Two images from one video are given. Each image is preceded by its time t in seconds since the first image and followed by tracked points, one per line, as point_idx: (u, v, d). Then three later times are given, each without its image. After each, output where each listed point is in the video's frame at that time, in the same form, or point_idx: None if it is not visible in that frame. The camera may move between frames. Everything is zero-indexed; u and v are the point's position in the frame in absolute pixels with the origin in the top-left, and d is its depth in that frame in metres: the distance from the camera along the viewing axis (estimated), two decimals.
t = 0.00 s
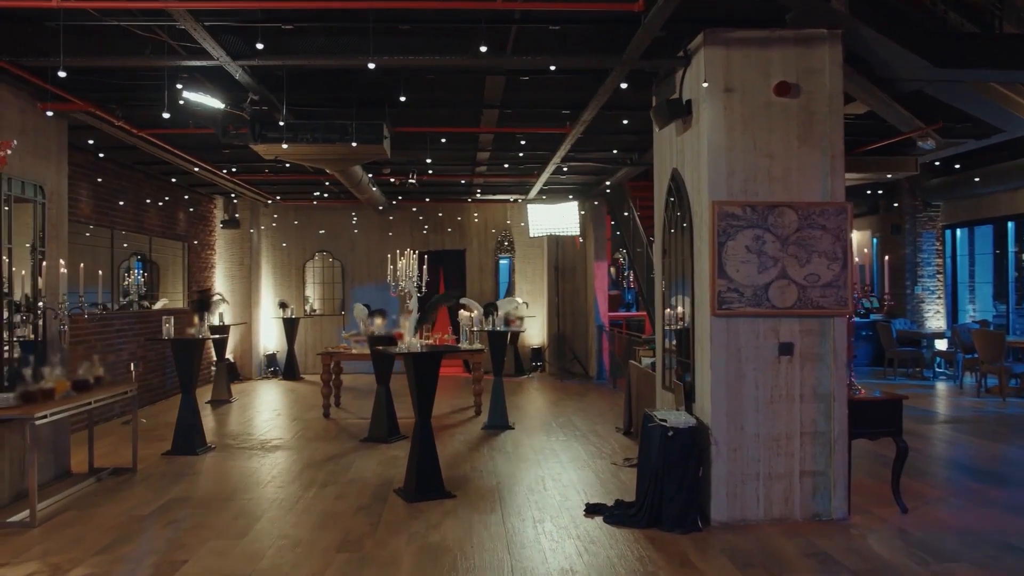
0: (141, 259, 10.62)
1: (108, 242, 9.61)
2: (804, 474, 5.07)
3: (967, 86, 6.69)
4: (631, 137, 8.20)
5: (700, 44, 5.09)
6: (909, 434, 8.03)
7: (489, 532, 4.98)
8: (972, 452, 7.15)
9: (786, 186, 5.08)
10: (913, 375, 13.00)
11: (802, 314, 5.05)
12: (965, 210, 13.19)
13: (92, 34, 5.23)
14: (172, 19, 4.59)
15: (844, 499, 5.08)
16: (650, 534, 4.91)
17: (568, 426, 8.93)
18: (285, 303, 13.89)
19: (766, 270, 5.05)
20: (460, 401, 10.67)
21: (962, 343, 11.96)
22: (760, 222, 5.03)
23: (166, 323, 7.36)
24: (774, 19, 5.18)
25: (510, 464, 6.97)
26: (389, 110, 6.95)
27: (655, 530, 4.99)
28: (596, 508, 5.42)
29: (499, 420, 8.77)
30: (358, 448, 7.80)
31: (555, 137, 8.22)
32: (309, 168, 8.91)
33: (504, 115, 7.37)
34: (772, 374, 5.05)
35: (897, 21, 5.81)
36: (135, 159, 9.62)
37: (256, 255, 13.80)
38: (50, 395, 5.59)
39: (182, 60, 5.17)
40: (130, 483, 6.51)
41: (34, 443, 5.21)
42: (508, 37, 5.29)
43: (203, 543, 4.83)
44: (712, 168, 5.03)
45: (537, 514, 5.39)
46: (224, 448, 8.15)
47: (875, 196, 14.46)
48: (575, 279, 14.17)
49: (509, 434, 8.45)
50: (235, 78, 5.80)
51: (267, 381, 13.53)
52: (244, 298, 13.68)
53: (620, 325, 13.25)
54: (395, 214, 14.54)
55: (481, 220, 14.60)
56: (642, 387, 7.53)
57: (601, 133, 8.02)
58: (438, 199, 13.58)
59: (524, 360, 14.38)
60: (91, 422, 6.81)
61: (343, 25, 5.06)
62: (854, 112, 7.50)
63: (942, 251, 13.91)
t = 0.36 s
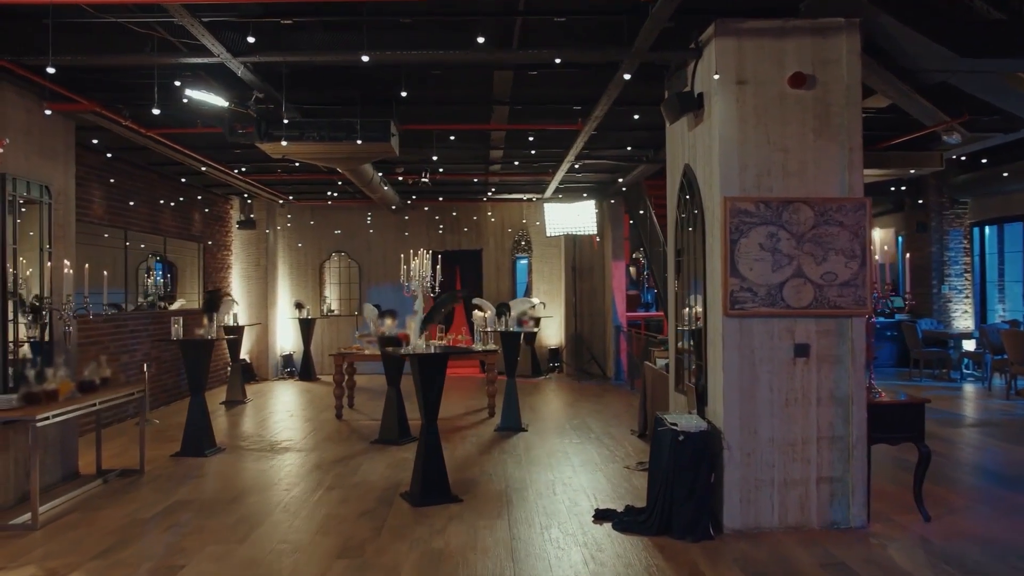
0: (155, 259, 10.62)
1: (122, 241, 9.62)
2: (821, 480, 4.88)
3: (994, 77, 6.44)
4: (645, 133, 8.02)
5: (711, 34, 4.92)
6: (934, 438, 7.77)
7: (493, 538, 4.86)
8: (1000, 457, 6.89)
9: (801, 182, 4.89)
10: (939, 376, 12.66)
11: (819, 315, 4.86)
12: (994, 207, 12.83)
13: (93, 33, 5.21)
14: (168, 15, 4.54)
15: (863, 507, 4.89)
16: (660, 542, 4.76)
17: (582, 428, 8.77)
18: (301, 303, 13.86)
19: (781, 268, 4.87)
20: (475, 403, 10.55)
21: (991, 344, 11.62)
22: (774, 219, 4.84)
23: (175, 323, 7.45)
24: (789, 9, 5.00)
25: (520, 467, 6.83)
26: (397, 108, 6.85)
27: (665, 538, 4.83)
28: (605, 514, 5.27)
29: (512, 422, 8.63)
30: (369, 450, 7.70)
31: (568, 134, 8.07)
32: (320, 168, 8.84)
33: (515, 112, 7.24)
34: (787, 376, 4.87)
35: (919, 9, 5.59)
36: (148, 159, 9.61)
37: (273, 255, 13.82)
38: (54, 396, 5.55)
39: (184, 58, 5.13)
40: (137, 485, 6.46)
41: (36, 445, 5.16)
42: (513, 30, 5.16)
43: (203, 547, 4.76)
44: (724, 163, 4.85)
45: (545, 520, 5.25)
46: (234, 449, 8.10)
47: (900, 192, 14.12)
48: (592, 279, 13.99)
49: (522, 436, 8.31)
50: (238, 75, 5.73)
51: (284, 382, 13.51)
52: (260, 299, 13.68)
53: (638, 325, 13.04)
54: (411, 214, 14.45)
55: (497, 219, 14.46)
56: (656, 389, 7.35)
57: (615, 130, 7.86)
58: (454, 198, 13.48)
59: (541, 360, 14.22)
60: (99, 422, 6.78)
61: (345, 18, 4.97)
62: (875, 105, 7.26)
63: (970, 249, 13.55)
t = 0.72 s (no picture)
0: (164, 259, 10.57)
1: (130, 241, 9.60)
2: (833, 488, 4.70)
3: (1016, 69, 6.21)
4: (655, 129, 7.86)
5: (719, 25, 4.75)
6: (954, 443, 7.55)
7: (492, 545, 4.72)
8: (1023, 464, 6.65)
9: (813, 178, 4.71)
10: (961, 378, 12.38)
11: (831, 316, 4.67)
12: (1018, 205, 12.51)
13: (89, 28, 5.16)
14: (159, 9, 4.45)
15: (878, 515, 4.69)
16: (664, 550, 4.60)
17: (592, 430, 8.61)
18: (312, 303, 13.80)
19: (791, 267, 4.69)
20: (484, 404, 10.42)
21: (1014, 345, 11.32)
22: (784, 217, 4.67)
23: (178, 324, 7.40)
24: None
25: (525, 470, 6.69)
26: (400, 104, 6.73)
27: (670, 547, 4.68)
28: (609, 521, 5.12)
29: (520, 424, 8.49)
30: (373, 452, 7.60)
31: (576, 131, 7.92)
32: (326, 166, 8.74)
33: (521, 108, 7.10)
34: (798, 379, 4.69)
35: None
36: (155, 158, 9.57)
37: (284, 254, 13.79)
38: (50, 396, 5.49)
39: (178, 53, 5.05)
40: (137, 486, 6.39)
41: (30, 446, 5.09)
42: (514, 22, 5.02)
43: (195, 552, 4.66)
44: (732, 158, 4.68)
45: (547, 526, 5.11)
46: (238, 450, 8.02)
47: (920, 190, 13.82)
48: (605, 279, 13.80)
49: (530, 438, 8.17)
50: (236, 71, 5.64)
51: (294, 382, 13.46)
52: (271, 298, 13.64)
53: (653, 326, 12.80)
54: (422, 213, 14.35)
55: (509, 218, 14.30)
56: (666, 391, 7.18)
57: (624, 126, 7.69)
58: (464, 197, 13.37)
59: (554, 361, 14.06)
60: (101, 423, 6.72)
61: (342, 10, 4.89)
62: (892, 99, 7.06)
63: (993, 248, 13.22)
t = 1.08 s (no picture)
0: (166, 260, 10.49)
1: (131, 243, 9.53)
2: (840, 496, 4.52)
3: None
4: (660, 126, 7.69)
5: (720, 16, 4.59)
6: (969, 447, 7.34)
7: (486, 554, 4.59)
8: None
9: (818, 174, 4.54)
10: (976, 380, 12.13)
11: (838, 317, 4.50)
12: None
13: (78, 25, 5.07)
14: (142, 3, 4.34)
15: (887, 525, 4.52)
16: (663, 561, 4.45)
17: (597, 433, 8.46)
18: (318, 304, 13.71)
19: (795, 267, 4.52)
20: (488, 406, 10.29)
21: None
22: (788, 215, 4.50)
23: (174, 326, 7.31)
24: None
25: (526, 475, 6.55)
26: (398, 101, 6.61)
27: (670, 557, 4.53)
28: (608, 529, 4.97)
29: (523, 427, 8.34)
30: (373, 456, 7.48)
31: (579, 129, 7.77)
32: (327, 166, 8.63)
33: (522, 105, 6.96)
34: (803, 384, 4.52)
35: None
36: (155, 159, 9.48)
37: (289, 254, 13.65)
38: (39, 399, 5.41)
39: (167, 51, 4.96)
40: (131, 490, 6.30)
41: (16, 451, 5.00)
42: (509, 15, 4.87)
43: (182, 560, 4.55)
44: (734, 154, 4.51)
45: (544, 534, 4.97)
46: (237, 454, 7.92)
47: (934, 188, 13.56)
48: (613, 280, 13.64)
49: (533, 442, 8.02)
50: (227, 68, 5.53)
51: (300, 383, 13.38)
52: (277, 300, 13.57)
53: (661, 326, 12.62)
54: (428, 213, 14.22)
55: (516, 219, 14.12)
56: (670, 394, 7.01)
57: (629, 123, 7.53)
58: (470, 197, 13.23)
59: (562, 363, 13.86)
60: (95, 426, 6.63)
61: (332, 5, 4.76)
62: (903, 93, 6.89)
63: (1009, 247, 12.94)
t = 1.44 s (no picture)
0: (165, 261, 10.40)
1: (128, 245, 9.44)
2: (842, 505, 4.36)
3: None
4: (661, 124, 7.54)
5: (717, 9, 4.44)
6: (979, 453, 7.14)
7: (476, 564, 4.45)
8: None
9: (819, 171, 4.38)
10: (988, 383, 11.90)
11: (839, 319, 4.33)
12: None
13: (62, 23, 4.99)
14: None
15: (891, 535, 4.35)
16: (658, 571, 4.30)
17: (598, 437, 8.31)
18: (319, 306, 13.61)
19: (795, 268, 4.36)
20: (489, 410, 10.16)
21: None
22: (788, 213, 4.34)
23: (166, 329, 7.22)
24: None
25: (522, 481, 6.40)
26: (392, 99, 6.49)
27: (666, 567, 4.38)
28: (603, 537, 4.83)
29: (522, 431, 8.20)
30: (368, 461, 7.36)
31: (579, 127, 7.63)
32: (324, 166, 8.52)
33: (518, 102, 6.82)
34: (803, 388, 4.36)
35: None
36: (152, 159, 9.39)
37: (291, 257, 13.62)
38: (23, 404, 5.36)
39: (150, 48, 4.86)
40: (121, 494, 6.21)
41: None
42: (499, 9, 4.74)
43: (164, 569, 4.44)
44: (731, 151, 4.36)
45: (536, 542, 4.82)
46: (232, 458, 7.80)
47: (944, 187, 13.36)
48: (617, 280, 13.46)
49: (532, 446, 7.88)
50: (215, 65, 5.43)
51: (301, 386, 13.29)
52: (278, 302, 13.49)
53: (666, 328, 12.47)
54: (430, 214, 14.09)
55: (520, 220, 13.97)
56: (670, 398, 6.86)
57: (628, 121, 7.38)
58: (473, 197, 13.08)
59: (566, 365, 13.68)
60: (86, 430, 6.54)
61: None
62: (910, 89, 6.74)
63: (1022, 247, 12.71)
